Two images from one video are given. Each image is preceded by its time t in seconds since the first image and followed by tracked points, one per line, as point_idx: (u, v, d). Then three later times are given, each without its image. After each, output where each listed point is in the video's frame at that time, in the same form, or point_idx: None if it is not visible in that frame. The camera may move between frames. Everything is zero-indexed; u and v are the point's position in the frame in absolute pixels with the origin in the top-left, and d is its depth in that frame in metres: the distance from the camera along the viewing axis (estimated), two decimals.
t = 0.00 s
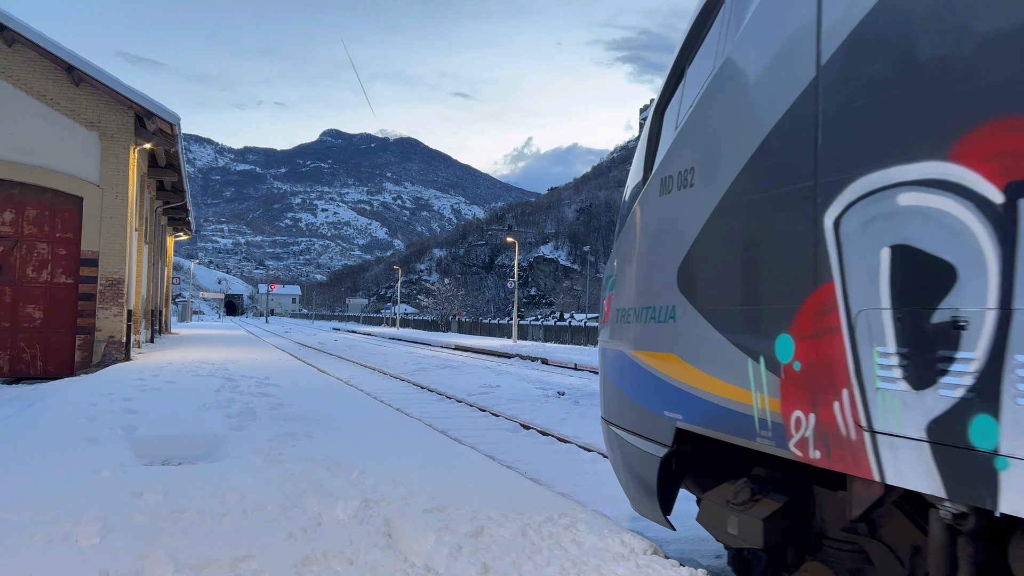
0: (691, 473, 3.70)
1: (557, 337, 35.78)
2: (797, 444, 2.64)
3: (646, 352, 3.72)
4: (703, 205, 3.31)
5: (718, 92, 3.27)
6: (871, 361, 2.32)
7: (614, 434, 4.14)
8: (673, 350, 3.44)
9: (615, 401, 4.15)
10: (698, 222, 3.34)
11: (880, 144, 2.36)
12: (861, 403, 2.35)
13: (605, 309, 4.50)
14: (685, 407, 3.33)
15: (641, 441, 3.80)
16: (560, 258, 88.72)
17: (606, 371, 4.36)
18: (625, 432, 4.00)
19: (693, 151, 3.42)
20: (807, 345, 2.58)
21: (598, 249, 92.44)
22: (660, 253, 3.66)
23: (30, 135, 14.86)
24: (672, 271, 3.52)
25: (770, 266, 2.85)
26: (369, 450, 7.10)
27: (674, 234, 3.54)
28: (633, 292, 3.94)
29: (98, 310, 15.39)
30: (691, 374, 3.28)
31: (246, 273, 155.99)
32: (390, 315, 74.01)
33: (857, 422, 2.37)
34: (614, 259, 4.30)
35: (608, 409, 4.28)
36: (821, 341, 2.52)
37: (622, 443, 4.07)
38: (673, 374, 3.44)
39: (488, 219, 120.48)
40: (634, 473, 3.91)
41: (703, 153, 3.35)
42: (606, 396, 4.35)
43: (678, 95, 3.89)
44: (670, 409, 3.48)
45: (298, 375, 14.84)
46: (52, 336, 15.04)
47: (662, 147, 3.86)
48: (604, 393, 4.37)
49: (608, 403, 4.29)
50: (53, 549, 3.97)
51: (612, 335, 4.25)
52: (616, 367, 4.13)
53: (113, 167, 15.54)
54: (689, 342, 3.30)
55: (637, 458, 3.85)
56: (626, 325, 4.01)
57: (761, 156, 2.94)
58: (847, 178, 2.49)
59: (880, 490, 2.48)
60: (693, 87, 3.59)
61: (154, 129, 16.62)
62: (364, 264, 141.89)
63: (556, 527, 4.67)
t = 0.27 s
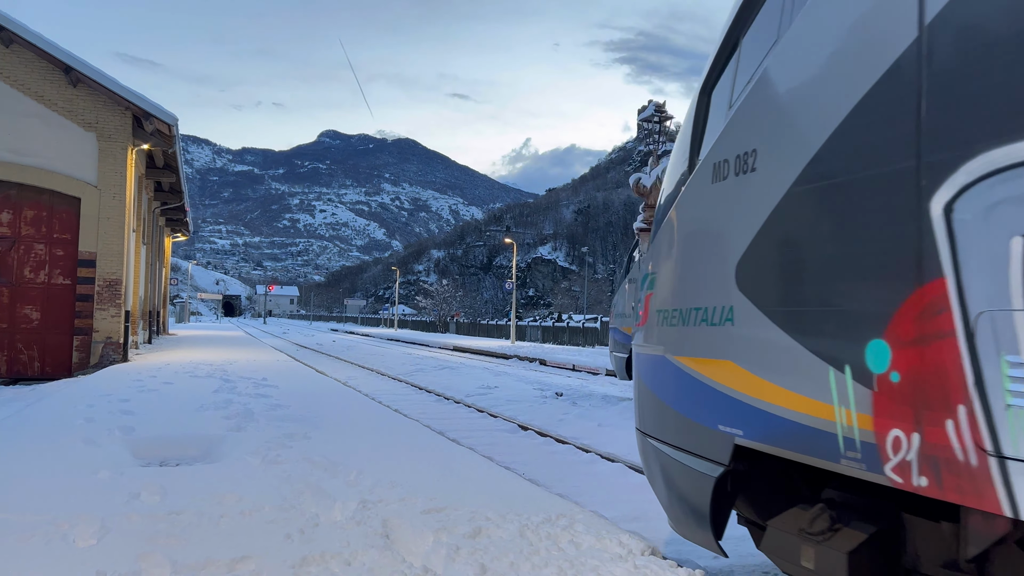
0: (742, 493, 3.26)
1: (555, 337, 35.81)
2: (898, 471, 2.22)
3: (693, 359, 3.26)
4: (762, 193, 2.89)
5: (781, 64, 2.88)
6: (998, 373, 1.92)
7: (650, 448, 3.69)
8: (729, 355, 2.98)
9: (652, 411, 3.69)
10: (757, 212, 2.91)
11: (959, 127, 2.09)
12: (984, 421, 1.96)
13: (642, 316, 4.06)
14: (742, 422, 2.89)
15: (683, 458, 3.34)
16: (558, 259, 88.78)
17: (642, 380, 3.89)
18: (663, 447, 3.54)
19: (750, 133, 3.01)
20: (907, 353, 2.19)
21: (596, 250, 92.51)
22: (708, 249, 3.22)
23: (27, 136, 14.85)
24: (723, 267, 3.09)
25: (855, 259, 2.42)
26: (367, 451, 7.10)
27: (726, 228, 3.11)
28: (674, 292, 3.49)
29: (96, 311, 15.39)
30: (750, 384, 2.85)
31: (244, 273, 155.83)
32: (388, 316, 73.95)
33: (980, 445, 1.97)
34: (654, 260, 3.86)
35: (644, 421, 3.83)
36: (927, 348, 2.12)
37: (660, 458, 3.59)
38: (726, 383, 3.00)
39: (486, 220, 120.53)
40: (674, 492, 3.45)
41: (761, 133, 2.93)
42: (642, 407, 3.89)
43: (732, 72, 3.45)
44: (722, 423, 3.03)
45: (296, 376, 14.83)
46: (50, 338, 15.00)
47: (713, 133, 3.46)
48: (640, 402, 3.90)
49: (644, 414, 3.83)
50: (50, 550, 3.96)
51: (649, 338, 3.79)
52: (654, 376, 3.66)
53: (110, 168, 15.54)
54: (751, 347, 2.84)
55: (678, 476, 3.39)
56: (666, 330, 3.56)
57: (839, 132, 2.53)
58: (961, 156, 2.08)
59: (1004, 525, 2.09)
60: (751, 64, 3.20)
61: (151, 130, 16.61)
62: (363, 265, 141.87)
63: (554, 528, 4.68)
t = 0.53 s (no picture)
0: (805, 517, 2.88)
1: (553, 338, 35.82)
2: None
3: (752, 365, 2.84)
4: (844, 178, 2.51)
5: (870, 30, 2.50)
6: None
7: (692, 463, 3.26)
8: (801, 364, 2.57)
9: (695, 422, 3.25)
10: (838, 200, 2.53)
11: None
12: None
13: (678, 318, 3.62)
14: (821, 441, 2.49)
15: (737, 477, 2.93)
16: (557, 260, 88.80)
17: (680, 387, 3.45)
18: (709, 463, 3.11)
19: (827, 110, 2.62)
20: None
21: (595, 251, 92.56)
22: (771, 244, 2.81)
23: (26, 137, 14.83)
24: (791, 262, 2.69)
25: (947, 258, 2.16)
26: (365, 452, 7.10)
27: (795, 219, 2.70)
28: (721, 288, 3.07)
29: (94, 312, 15.37)
30: (830, 397, 2.45)
31: (242, 274, 155.73)
32: (386, 317, 73.90)
33: None
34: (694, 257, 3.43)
35: (683, 433, 3.39)
36: None
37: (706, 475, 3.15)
38: (797, 395, 2.60)
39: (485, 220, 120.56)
40: (723, 515, 3.04)
41: (843, 109, 2.54)
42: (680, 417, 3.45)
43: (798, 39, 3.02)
44: (793, 441, 2.62)
45: (294, 377, 14.84)
46: (47, 339, 14.97)
47: (773, 114, 3.05)
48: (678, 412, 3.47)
49: (683, 425, 3.40)
50: (47, 552, 3.95)
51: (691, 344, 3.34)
52: (697, 384, 3.23)
53: (108, 169, 15.54)
54: (833, 356, 2.44)
55: (728, 497, 2.98)
56: (712, 333, 3.13)
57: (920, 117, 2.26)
58: None
59: None
60: (819, 37, 2.83)
61: (150, 131, 16.60)
62: (361, 266, 141.83)
63: (552, 528, 4.69)
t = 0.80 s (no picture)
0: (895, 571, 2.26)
1: (552, 339, 35.87)
2: None
3: (825, 374, 2.24)
4: (951, 148, 1.94)
5: None
6: None
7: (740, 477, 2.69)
8: (898, 375, 1.97)
9: (744, 433, 2.66)
10: (946, 175, 1.94)
11: None
12: None
13: (722, 321, 3.01)
14: (920, 466, 1.92)
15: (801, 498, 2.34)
16: (556, 261, 88.86)
17: (725, 396, 2.84)
18: (765, 480, 2.53)
19: (930, 73, 2.03)
20: None
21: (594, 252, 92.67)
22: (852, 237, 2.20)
23: (25, 137, 14.82)
24: (873, 254, 2.11)
25: None
26: (363, 452, 7.10)
27: (886, 205, 2.10)
28: (779, 286, 2.48)
29: (93, 312, 15.38)
30: (931, 412, 1.89)
31: (241, 274, 155.71)
32: (385, 318, 73.93)
33: None
34: (743, 253, 2.81)
35: (730, 445, 2.79)
36: None
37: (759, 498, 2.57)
38: (891, 413, 2.00)
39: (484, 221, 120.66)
40: (782, 539, 2.47)
41: (954, 72, 1.96)
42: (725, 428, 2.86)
43: None
44: (880, 462, 2.04)
45: (293, 377, 14.85)
46: (46, 339, 14.96)
47: (848, 83, 2.43)
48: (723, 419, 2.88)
49: (731, 436, 2.80)
50: (45, 552, 3.96)
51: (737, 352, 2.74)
52: (749, 395, 2.62)
53: (107, 169, 15.57)
54: (942, 365, 1.86)
55: (788, 520, 2.41)
56: (770, 337, 2.51)
57: None
58: None
59: None
60: None
61: (149, 131, 16.62)
62: (361, 266, 141.86)
63: (550, 529, 4.69)
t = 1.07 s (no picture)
0: None
1: (552, 339, 35.88)
2: None
3: (915, 384, 1.87)
4: None
5: None
6: None
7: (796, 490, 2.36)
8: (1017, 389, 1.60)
9: (804, 445, 2.31)
10: None
11: None
12: None
13: (781, 323, 2.63)
14: None
15: (876, 522, 1.99)
16: (556, 261, 88.91)
17: (784, 405, 2.47)
18: (831, 501, 2.18)
19: None
20: None
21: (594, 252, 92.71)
22: (952, 228, 1.82)
23: (24, 136, 14.81)
24: (977, 246, 1.74)
25: None
26: (362, 452, 7.11)
27: (990, 190, 1.74)
28: (859, 282, 2.11)
29: (92, 312, 15.40)
30: None
31: (241, 274, 155.81)
32: (385, 318, 74.00)
33: None
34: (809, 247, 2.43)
35: (787, 460, 2.44)
36: None
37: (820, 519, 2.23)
38: (1000, 430, 1.64)
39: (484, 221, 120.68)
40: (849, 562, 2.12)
41: None
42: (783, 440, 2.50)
43: None
44: (986, 486, 1.67)
45: (292, 377, 14.87)
46: (46, 338, 14.97)
47: (945, 44, 2.01)
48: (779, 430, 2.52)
49: (787, 449, 2.44)
50: (43, 551, 3.96)
51: (800, 358, 2.38)
52: (813, 405, 2.25)
53: (107, 168, 15.58)
54: None
55: (856, 540, 2.07)
56: (845, 341, 2.14)
57: None
58: None
59: None
60: None
61: (149, 131, 16.62)
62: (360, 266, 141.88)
63: (548, 529, 4.69)
